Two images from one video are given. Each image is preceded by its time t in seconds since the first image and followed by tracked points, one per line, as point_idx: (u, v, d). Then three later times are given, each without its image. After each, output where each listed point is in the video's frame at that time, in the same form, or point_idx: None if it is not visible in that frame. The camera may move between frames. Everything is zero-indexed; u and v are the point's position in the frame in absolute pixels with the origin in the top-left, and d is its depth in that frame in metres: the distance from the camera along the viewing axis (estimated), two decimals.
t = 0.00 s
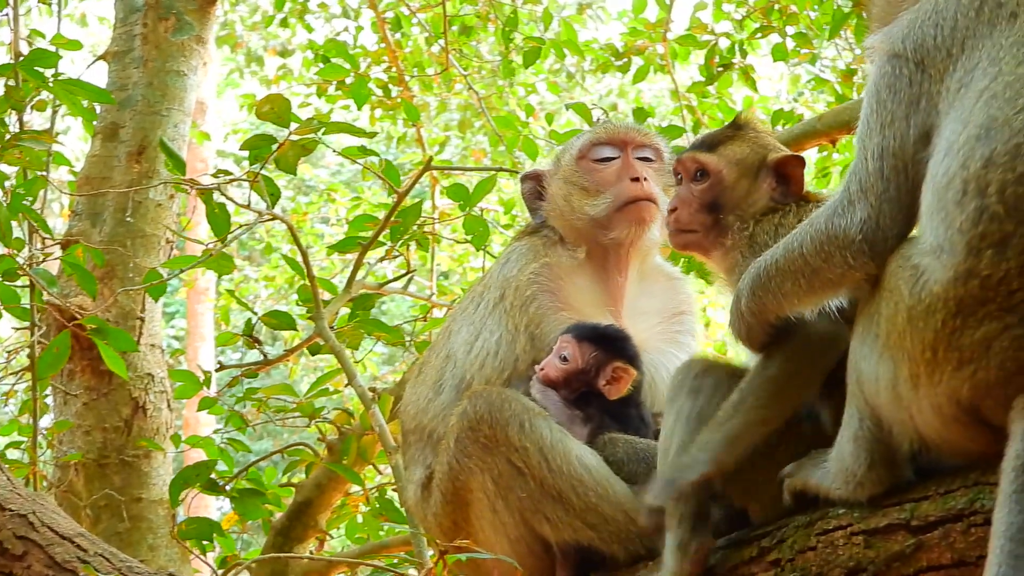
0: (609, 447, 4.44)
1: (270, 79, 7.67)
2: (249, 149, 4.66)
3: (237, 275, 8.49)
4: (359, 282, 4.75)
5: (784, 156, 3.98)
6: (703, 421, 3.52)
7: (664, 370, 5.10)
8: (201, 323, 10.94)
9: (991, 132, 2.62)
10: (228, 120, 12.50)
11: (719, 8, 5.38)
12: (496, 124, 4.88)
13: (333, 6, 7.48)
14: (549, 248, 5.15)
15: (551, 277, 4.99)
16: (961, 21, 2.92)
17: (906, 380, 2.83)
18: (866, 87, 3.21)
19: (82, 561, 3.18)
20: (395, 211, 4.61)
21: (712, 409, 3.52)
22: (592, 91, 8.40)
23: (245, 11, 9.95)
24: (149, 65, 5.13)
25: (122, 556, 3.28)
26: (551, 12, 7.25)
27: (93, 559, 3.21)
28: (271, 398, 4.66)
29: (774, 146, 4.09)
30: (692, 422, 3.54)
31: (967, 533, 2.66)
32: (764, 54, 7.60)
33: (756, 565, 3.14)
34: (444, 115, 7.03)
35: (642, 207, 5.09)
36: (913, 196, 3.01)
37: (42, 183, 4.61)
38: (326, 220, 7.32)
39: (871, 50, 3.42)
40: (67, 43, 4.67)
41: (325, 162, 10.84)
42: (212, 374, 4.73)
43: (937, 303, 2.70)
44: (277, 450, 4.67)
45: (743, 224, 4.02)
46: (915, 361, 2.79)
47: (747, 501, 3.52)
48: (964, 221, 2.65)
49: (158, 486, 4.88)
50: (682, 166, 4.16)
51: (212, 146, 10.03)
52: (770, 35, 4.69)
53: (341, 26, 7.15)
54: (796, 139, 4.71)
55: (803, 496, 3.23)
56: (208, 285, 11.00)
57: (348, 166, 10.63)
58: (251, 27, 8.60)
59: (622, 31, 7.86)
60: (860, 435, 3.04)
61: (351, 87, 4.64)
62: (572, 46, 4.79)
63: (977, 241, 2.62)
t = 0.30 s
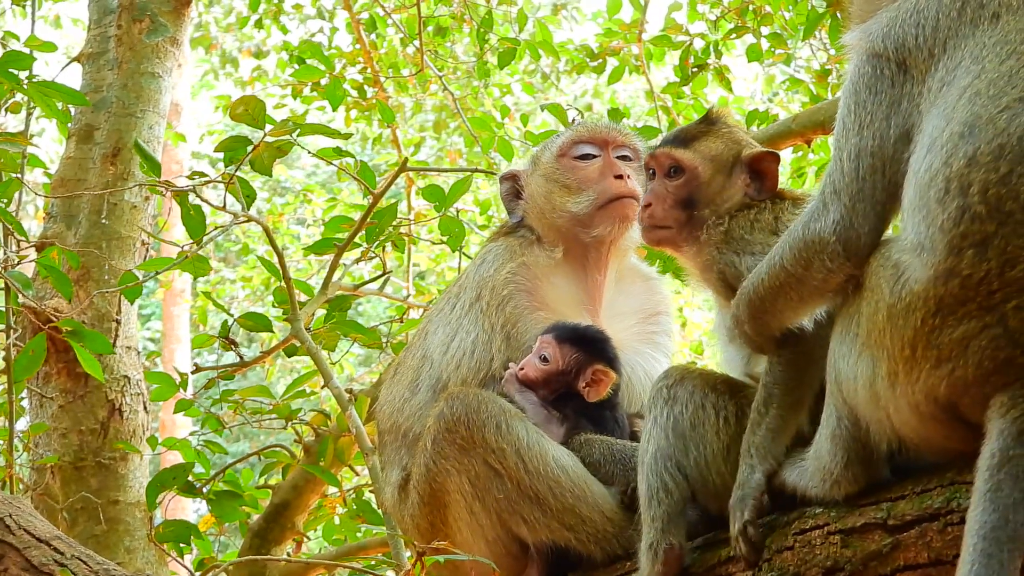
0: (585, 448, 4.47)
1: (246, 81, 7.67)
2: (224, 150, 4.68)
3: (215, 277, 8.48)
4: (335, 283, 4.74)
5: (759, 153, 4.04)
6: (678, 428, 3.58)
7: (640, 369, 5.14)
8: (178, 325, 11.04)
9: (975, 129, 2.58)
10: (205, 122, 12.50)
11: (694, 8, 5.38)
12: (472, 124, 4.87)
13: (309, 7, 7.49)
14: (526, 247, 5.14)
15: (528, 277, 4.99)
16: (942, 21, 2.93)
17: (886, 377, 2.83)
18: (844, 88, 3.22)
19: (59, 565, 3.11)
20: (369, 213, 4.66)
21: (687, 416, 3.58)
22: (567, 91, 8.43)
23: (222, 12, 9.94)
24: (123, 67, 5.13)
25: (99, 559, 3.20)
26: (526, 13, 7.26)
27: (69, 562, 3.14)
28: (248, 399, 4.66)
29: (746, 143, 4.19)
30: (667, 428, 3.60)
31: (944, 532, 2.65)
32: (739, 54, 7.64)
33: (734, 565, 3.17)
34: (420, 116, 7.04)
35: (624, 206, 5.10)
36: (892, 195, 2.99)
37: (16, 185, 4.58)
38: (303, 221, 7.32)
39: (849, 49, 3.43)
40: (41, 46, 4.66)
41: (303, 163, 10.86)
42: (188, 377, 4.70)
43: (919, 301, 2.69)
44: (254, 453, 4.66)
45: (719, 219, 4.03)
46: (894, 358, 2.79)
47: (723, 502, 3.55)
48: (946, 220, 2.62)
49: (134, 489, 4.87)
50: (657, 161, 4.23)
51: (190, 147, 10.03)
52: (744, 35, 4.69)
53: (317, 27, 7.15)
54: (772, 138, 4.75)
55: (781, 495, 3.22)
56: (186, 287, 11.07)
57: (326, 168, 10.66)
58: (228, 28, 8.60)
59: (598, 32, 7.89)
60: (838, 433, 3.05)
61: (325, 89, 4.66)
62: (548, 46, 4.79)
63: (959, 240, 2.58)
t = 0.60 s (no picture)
0: (578, 451, 4.49)
1: (240, 82, 7.67)
2: (217, 152, 4.67)
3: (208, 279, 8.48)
4: (329, 285, 4.74)
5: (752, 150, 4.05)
6: (673, 432, 3.58)
7: (632, 372, 5.13)
8: (172, 327, 11.07)
9: (966, 132, 2.60)
10: (199, 122, 12.51)
11: (688, 11, 5.40)
12: (466, 126, 4.86)
13: (303, 9, 7.50)
14: (518, 249, 5.14)
15: (519, 279, 4.98)
16: (930, 23, 2.97)
17: (879, 379, 2.84)
18: (833, 91, 3.25)
19: (52, 566, 3.09)
20: (364, 215, 4.66)
21: (682, 420, 3.59)
22: (562, 93, 8.45)
23: (216, 14, 9.94)
24: (117, 69, 5.13)
25: (91, 561, 3.16)
26: (521, 15, 7.28)
27: (62, 564, 3.11)
28: (241, 402, 4.67)
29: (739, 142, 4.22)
30: (662, 432, 3.60)
31: (936, 535, 2.62)
32: (732, 57, 7.67)
33: (726, 567, 3.17)
34: (413, 118, 7.06)
35: (620, 208, 5.10)
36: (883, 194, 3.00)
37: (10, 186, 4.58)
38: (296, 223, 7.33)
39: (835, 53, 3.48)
40: (35, 48, 4.67)
41: (296, 165, 10.87)
42: (182, 378, 4.71)
43: (910, 304, 2.69)
44: (247, 455, 4.67)
45: (718, 211, 4.04)
46: (886, 360, 2.80)
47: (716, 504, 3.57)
48: (937, 224, 2.62)
49: (128, 491, 4.87)
50: (651, 159, 4.23)
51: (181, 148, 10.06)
52: (738, 37, 4.69)
53: (310, 28, 7.16)
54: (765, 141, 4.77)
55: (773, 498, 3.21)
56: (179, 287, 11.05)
57: (319, 170, 10.68)
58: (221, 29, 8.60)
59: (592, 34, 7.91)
60: (831, 434, 3.06)
61: (319, 91, 4.66)
62: (541, 49, 4.79)
63: (951, 244, 2.59)
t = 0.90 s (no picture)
0: (584, 460, 4.27)
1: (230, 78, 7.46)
2: (205, 149, 4.46)
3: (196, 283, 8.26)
4: (321, 288, 4.50)
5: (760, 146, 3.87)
6: (682, 442, 3.34)
7: (640, 380, 4.89)
8: (155, 333, 10.85)
9: (969, 132, 2.39)
10: (186, 120, 12.28)
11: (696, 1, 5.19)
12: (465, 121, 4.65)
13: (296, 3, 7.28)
14: (520, 251, 4.95)
15: (520, 281, 4.78)
16: (932, 8, 2.77)
17: (895, 391, 2.63)
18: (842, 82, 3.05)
19: None
20: (357, 214, 4.44)
21: (691, 430, 3.35)
22: (565, 86, 8.23)
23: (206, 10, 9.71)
24: (99, 63, 4.95)
25: None
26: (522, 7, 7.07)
27: None
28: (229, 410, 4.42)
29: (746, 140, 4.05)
30: (670, 442, 3.36)
31: (961, 547, 2.43)
32: (742, 47, 7.45)
33: None
34: (410, 112, 6.84)
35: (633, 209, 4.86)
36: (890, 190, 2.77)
37: None
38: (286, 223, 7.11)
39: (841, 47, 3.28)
40: (13, 41, 4.44)
41: (286, 163, 10.63)
42: (167, 387, 4.48)
43: (921, 313, 2.50)
44: (236, 467, 4.43)
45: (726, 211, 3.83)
46: (902, 371, 2.59)
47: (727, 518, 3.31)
48: (944, 228, 2.42)
49: (110, 505, 4.66)
50: (658, 155, 3.99)
51: (166, 146, 9.83)
52: (749, 27, 4.48)
53: (303, 22, 6.94)
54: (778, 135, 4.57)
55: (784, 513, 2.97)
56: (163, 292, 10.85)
57: (310, 169, 10.46)
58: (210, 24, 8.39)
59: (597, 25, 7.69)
60: (846, 444, 2.81)
61: (312, 85, 4.45)
62: (543, 40, 4.58)
63: (960, 249, 2.39)
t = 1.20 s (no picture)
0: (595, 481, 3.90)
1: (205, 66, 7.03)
2: (175, 142, 4.04)
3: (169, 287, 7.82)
4: (305, 293, 4.08)
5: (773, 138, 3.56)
6: (696, 462, 2.92)
7: (653, 389, 4.50)
8: (122, 344, 10.38)
9: (932, 134, 2.07)
10: (152, 110, 11.80)
11: None
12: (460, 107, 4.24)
13: None
14: (525, 247, 4.51)
15: (524, 282, 4.35)
16: None
17: (919, 418, 2.20)
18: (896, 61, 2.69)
19: None
20: (343, 212, 4.03)
21: (707, 449, 2.93)
22: (572, 68, 7.82)
23: None
24: (58, 48, 4.59)
25: None
26: None
27: None
28: (204, 429, 4.02)
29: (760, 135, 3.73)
30: (684, 464, 2.95)
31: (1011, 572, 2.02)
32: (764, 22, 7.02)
33: None
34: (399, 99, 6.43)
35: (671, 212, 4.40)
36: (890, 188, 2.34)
37: None
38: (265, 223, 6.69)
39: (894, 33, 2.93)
40: None
41: (265, 155, 10.15)
42: (136, 404, 4.07)
43: (927, 334, 2.08)
44: (212, 491, 4.01)
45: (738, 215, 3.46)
46: (923, 396, 2.16)
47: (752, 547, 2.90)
48: (926, 239, 2.06)
49: (73, 535, 4.26)
50: (671, 152, 3.63)
51: (133, 139, 9.35)
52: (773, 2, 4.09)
53: (286, 7, 6.52)
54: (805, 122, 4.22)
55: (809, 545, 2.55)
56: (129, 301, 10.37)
57: (291, 162, 10.00)
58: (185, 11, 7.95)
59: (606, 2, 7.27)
60: (874, 464, 2.36)
61: (293, 69, 4.04)
62: (545, 19, 4.18)
63: (945, 262, 2.01)
